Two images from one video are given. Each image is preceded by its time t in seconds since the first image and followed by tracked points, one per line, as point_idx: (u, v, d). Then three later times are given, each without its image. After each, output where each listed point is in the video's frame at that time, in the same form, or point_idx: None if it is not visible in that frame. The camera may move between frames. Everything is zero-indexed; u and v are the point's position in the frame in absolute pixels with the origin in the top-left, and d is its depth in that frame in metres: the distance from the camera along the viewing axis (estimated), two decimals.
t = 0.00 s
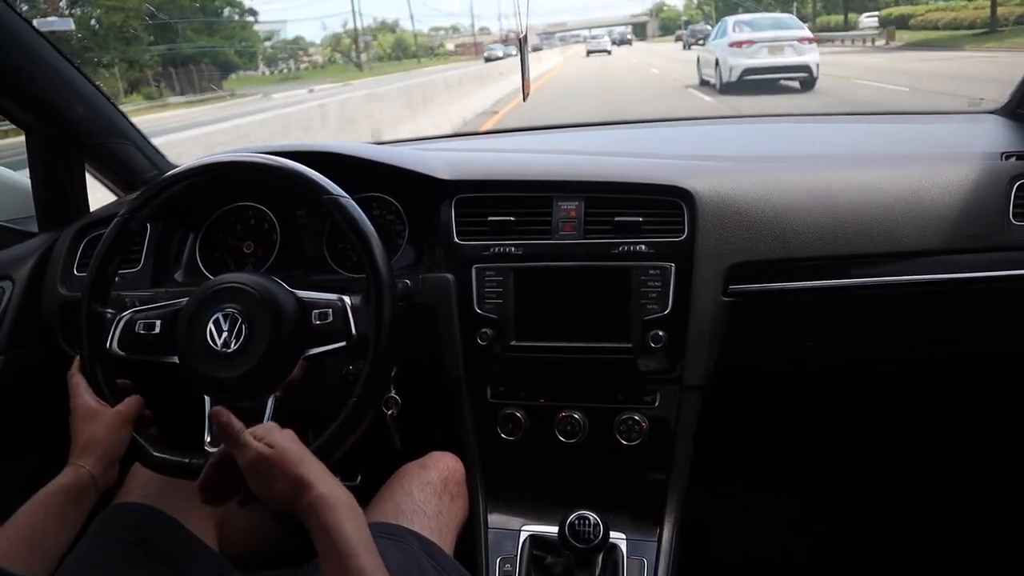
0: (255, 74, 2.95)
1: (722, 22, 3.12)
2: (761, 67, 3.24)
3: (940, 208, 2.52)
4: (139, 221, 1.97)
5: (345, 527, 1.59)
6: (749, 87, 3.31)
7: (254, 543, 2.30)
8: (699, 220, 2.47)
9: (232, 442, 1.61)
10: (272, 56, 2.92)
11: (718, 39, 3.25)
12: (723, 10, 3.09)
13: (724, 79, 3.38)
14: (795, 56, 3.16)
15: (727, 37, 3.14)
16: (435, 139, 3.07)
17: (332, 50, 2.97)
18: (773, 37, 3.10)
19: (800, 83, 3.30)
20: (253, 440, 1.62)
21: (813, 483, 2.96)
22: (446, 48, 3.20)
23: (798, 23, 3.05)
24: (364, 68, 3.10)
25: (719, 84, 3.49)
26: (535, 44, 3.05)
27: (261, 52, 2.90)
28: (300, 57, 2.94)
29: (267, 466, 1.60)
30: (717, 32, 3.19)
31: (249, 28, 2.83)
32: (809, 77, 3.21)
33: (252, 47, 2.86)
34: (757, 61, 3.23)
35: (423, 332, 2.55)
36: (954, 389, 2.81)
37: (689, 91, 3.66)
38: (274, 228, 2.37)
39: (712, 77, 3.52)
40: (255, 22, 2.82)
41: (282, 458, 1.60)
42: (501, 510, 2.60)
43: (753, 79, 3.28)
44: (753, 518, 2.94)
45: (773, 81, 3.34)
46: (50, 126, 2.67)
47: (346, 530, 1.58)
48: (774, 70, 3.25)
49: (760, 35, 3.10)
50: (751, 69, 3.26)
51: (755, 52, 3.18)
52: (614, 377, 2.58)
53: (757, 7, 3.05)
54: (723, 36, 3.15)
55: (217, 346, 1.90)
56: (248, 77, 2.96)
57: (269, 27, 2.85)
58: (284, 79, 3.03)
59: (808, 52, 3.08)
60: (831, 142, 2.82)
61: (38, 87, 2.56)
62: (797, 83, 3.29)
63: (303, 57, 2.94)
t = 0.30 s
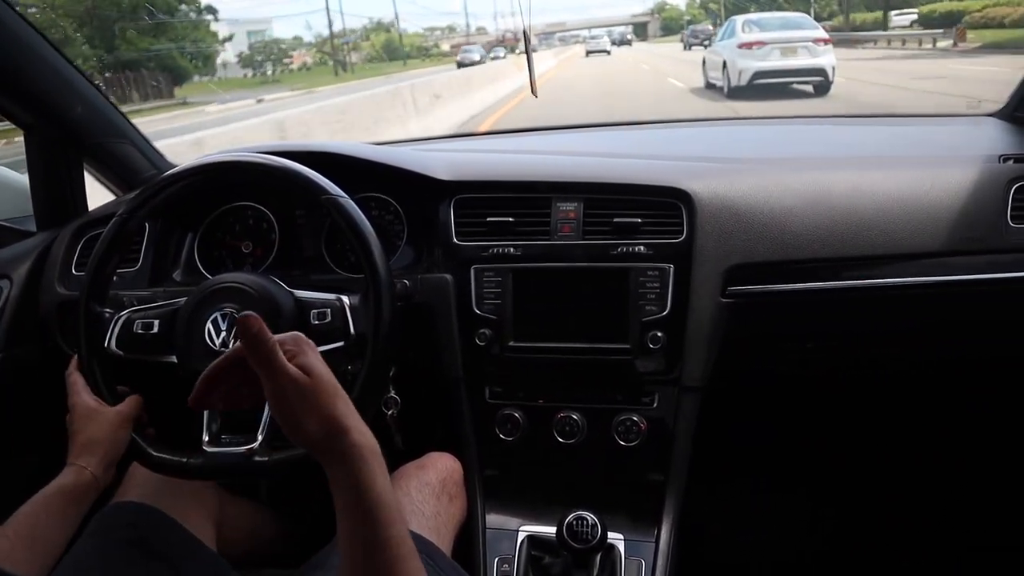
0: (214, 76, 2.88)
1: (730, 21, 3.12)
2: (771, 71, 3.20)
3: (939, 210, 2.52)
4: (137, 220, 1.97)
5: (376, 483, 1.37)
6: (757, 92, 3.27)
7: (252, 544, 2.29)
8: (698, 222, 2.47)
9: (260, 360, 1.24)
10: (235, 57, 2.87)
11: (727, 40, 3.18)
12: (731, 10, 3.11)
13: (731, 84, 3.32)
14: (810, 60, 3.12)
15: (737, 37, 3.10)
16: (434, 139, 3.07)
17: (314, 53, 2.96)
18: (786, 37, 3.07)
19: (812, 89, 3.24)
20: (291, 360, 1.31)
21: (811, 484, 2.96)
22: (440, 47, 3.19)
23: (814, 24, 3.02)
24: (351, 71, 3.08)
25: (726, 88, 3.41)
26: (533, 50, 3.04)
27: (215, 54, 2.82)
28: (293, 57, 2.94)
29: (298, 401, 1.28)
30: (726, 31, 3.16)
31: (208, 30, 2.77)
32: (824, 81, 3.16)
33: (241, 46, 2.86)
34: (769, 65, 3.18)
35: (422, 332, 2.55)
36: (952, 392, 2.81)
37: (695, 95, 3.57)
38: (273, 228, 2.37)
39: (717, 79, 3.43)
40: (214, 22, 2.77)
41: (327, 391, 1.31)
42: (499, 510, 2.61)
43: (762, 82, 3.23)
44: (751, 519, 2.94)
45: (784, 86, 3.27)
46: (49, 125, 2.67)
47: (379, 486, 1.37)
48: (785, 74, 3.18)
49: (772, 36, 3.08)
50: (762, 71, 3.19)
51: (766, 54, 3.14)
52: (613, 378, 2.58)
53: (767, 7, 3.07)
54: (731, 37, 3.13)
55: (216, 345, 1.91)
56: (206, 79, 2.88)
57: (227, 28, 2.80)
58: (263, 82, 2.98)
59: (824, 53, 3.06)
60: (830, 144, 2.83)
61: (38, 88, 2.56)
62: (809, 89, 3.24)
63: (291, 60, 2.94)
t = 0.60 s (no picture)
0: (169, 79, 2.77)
1: (741, 19, 3.06)
2: (785, 72, 3.14)
3: (938, 211, 2.52)
4: (137, 220, 1.96)
5: (374, 508, 1.54)
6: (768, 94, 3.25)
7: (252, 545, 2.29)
8: (698, 223, 2.47)
9: (275, 413, 1.51)
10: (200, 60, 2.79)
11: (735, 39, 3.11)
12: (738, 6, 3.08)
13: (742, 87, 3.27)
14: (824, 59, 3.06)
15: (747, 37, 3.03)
16: (433, 140, 3.07)
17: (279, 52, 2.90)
18: (800, 36, 2.98)
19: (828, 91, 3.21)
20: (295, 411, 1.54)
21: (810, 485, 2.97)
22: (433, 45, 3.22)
23: (832, 22, 2.90)
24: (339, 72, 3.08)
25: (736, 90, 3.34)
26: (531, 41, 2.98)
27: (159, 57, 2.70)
28: (282, 57, 2.93)
29: (309, 446, 1.52)
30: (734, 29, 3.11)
31: (150, 29, 2.65)
32: (843, 84, 3.10)
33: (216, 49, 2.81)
34: (782, 65, 3.12)
35: (422, 333, 2.55)
36: (952, 392, 2.81)
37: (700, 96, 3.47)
38: (272, 228, 2.37)
39: (727, 81, 3.35)
40: (162, 20, 2.67)
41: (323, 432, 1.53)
42: (498, 511, 2.60)
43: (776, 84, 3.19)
44: (750, 520, 2.94)
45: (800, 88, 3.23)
46: (50, 126, 2.66)
47: (378, 513, 1.53)
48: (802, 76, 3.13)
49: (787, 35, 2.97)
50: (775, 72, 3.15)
51: (780, 54, 3.08)
52: (613, 378, 2.58)
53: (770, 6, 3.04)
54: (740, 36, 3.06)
55: (215, 345, 1.90)
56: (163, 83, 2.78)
57: (174, 28, 2.70)
58: (240, 85, 2.92)
59: (842, 53, 2.99)
60: (830, 145, 2.83)
61: (39, 89, 2.56)
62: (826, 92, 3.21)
63: (279, 62, 2.93)
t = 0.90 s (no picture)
0: (134, 79, 2.72)
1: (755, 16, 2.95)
2: (802, 73, 2.99)
3: (938, 208, 2.52)
4: (137, 218, 1.97)
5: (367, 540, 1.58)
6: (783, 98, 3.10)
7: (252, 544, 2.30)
8: (698, 220, 2.47)
9: (280, 444, 1.57)
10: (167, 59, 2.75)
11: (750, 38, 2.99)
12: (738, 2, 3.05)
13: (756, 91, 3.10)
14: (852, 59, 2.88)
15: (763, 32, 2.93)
16: (431, 138, 3.07)
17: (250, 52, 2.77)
18: (821, 34, 2.87)
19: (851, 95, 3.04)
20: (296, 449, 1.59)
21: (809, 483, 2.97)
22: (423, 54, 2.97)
23: (855, 20, 2.80)
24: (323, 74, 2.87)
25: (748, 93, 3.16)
26: (535, 40, 2.82)
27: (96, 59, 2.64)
28: (271, 57, 2.80)
29: (308, 479, 1.58)
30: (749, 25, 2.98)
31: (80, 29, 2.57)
32: (868, 86, 2.94)
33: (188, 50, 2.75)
34: (800, 66, 2.98)
35: (421, 331, 2.55)
36: (951, 389, 2.81)
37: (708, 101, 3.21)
38: (272, 226, 2.36)
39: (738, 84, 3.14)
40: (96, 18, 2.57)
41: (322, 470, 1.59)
42: (498, 509, 2.60)
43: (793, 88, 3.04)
44: (750, 518, 2.94)
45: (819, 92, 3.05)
46: (49, 124, 2.66)
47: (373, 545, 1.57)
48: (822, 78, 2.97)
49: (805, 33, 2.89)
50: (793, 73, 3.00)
51: (798, 55, 2.95)
52: (613, 376, 2.58)
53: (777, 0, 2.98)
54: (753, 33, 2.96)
55: (215, 344, 1.90)
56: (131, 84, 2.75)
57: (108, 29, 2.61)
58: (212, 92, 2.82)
59: (868, 54, 2.84)
60: (831, 142, 2.82)
61: (39, 87, 2.56)
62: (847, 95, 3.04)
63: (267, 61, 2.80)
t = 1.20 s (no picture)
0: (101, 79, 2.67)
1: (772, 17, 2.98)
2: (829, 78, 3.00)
3: (937, 208, 2.52)
4: (137, 219, 1.96)
5: (398, 546, 1.60)
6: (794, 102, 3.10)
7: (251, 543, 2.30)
8: (698, 220, 2.47)
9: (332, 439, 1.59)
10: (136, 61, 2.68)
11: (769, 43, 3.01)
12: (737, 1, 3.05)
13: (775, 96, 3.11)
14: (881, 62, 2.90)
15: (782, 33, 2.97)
16: (429, 139, 3.07)
17: (233, 52, 2.76)
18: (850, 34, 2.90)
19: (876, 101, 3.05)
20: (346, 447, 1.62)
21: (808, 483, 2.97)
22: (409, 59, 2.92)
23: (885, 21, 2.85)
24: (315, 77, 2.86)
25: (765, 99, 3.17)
26: (533, 43, 2.79)
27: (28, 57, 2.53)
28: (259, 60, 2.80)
29: (353, 477, 1.61)
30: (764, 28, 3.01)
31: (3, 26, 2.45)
32: (899, 93, 2.95)
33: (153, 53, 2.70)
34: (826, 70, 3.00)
35: (420, 332, 2.55)
36: (950, 389, 2.81)
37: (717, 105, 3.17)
38: (271, 227, 2.36)
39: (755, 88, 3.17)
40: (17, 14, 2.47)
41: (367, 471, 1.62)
42: (498, 510, 2.60)
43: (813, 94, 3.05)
44: (750, 518, 2.94)
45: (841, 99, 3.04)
46: (49, 125, 2.66)
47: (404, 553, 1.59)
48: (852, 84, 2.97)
49: (831, 33, 2.95)
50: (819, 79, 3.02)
51: (824, 57, 2.99)
52: (612, 377, 2.58)
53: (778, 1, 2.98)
54: (771, 34, 3.00)
55: (215, 345, 1.90)
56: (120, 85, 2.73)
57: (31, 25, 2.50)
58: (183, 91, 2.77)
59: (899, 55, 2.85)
60: (829, 142, 2.82)
61: (38, 87, 2.56)
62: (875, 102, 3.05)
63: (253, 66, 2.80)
